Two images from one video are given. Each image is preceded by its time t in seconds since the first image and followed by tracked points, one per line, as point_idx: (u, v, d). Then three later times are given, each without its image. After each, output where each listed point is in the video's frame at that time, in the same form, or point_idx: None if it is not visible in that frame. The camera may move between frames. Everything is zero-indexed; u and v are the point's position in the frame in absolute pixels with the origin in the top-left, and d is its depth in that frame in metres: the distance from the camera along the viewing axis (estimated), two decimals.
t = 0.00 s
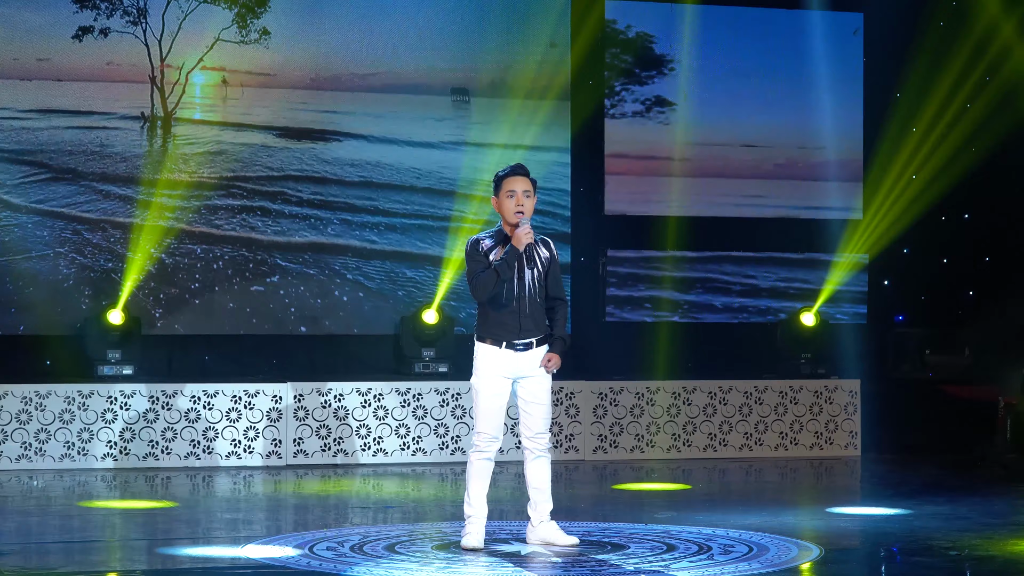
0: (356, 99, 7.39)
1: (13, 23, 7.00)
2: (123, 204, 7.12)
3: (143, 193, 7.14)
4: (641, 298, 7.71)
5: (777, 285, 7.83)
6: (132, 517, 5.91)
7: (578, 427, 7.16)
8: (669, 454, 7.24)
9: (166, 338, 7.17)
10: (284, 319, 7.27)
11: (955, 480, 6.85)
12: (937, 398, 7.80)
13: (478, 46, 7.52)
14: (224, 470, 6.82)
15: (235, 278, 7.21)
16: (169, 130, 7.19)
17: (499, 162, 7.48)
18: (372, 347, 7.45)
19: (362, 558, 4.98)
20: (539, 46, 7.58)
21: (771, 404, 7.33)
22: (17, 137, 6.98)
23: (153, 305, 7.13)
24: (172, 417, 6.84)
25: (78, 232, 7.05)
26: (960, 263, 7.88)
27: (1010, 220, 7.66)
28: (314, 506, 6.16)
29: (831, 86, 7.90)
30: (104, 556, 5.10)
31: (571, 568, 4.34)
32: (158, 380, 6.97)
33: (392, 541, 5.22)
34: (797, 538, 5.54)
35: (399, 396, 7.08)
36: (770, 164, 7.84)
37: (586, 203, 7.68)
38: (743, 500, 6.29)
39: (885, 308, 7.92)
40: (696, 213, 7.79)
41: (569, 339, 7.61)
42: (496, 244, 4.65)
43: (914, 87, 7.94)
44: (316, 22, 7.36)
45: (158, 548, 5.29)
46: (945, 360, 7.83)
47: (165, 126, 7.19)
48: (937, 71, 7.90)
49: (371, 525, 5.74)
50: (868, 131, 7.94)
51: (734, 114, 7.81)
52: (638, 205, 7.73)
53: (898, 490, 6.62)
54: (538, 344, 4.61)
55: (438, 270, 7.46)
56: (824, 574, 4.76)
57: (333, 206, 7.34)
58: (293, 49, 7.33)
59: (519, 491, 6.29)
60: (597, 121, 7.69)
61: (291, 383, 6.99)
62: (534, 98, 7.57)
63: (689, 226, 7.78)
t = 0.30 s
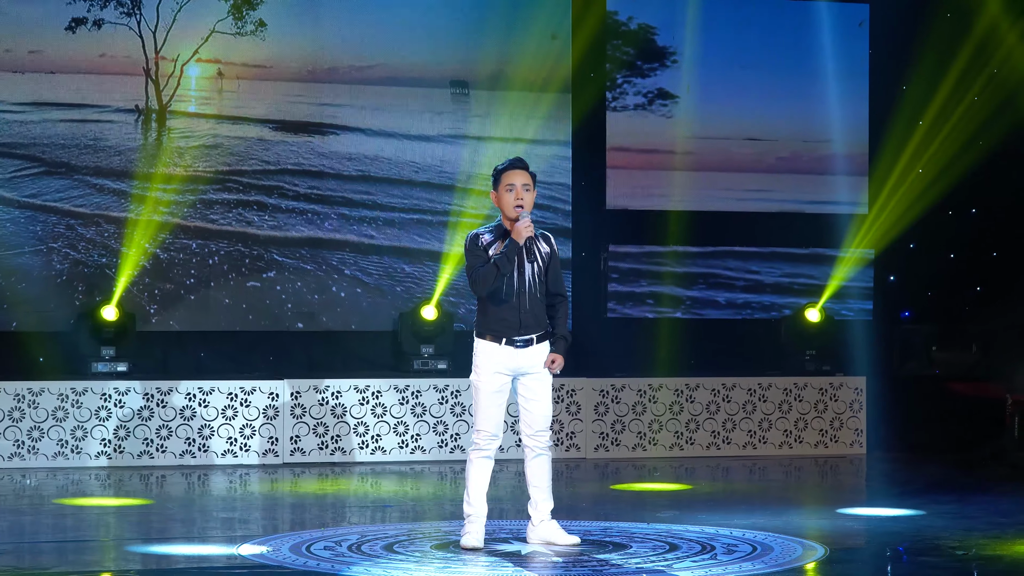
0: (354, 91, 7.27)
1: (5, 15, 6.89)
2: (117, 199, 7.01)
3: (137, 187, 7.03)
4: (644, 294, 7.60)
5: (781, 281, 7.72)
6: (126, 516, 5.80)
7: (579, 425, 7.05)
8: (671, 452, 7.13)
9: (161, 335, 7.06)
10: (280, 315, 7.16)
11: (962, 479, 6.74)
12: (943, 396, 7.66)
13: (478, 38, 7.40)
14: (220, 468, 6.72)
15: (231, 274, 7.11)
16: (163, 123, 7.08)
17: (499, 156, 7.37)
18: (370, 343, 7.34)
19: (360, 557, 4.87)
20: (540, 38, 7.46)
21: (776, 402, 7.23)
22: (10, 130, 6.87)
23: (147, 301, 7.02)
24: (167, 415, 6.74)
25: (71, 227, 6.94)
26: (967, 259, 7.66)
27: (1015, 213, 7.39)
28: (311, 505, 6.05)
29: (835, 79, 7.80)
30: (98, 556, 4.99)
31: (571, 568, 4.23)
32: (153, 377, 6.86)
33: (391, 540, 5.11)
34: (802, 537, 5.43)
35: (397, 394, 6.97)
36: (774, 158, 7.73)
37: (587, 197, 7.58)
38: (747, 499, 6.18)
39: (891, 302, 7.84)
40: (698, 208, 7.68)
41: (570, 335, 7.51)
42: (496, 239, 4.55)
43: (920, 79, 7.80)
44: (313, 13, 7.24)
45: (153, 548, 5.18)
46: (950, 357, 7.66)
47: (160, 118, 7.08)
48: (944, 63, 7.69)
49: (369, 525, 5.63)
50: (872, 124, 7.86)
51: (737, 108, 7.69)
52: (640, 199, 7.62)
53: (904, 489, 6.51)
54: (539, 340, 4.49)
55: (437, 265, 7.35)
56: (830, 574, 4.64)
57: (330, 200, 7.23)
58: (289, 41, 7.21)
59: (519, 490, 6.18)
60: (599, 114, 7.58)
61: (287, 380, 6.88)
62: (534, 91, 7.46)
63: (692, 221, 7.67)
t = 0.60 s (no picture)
0: (352, 84, 7.16)
1: None
2: (111, 192, 6.90)
3: (132, 181, 6.92)
4: (646, 290, 7.48)
5: (786, 276, 7.60)
6: (121, 515, 5.69)
7: (581, 423, 6.94)
8: (674, 451, 7.02)
9: (156, 331, 6.95)
10: (277, 311, 7.05)
11: (969, 477, 6.62)
12: (949, 394, 7.53)
13: (477, 30, 7.29)
14: (215, 467, 6.61)
15: (227, 269, 6.99)
16: (158, 116, 6.97)
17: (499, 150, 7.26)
18: (368, 339, 7.23)
19: (357, 557, 4.76)
20: (540, 30, 7.35)
21: (780, 399, 7.11)
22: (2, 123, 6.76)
23: (142, 298, 6.91)
24: (162, 413, 6.63)
25: (65, 222, 6.83)
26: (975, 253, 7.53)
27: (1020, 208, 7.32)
28: (308, 505, 5.94)
29: (841, 71, 7.67)
30: (91, 556, 4.88)
31: (573, 568, 4.12)
32: (147, 374, 6.75)
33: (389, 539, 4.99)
34: (807, 537, 5.31)
35: (396, 391, 6.86)
36: (778, 152, 7.61)
37: (588, 191, 7.48)
38: (751, 498, 6.07)
39: (897, 298, 7.73)
40: (702, 202, 7.57)
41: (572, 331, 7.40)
42: (496, 233, 4.43)
43: (927, 73, 7.72)
44: (310, 5, 7.13)
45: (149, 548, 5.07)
46: (957, 354, 7.55)
47: (154, 111, 6.97)
48: (954, 56, 7.58)
49: (368, 524, 5.52)
50: (879, 117, 7.73)
51: (740, 101, 7.57)
52: (642, 193, 7.51)
53: (910, 488, 6.40)
54: (539, 337, 4.39)
55: (436, 260, 7.23)
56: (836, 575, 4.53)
57: (327, 194, 7.12)
58: (286, 33, 7.10)
59: (520, 489, 6.06)
60: (600, 107, 7.47)
61: (284, 377, 6.77)
62: (535, 83, 7.35)
63: (695, 216, 7.56)
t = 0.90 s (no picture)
0: (349, 78, 7.05)
1: None
2: (105, 189, 6.79)
3: (126, 177, 6.81)
4: (649, 288, 7.37)
5: (790, 274, 7.49)
6: (115, 517, 5.58)
7: (582, 423, 6.83)
8: (677, 451, 6.91)
9: (150, 330, 6.84)
10: (273, 310, 6.93)
11: (976, 478, 6.51)
12: (960, 394, 7.50)
13: (476, 24, 7.18)
14: (210, 468, 6.50)
15: (223, 267, 6.88)
16: (152, 111, 6.86)
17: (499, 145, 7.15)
18: (366, 338, 7.12)
19: (355, 560, 4.65)
20: (541, 24, 7.25)
21: (784, 399, 7.01)
22: None
23: (136, 296, 6.80)
24: (156, 413, 6.52)
25: (58, 218, 6.72)
26: (983, 251, 7.51)
27: None
28: (305, 506, 5.83)
29: (847, 66, 7.56)
30: (85, 559, 4.77)
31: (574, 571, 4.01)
32: (142, 373, 6.64)
33: (387, 542, 4.88)
34: (812, 539, 5.21)
35: (394, 390, 6.75)
36: (783, 147, 7.50)
37: (590, 187, 7.38)
38: (756, 499, 5.96)
39: (905, 296, 7.61)
40: (705, 199, 7.45)
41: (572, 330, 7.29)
42: (496, 230, 4.32)
43: (934, 66, 7.58)
44: None
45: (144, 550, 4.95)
46: (966, 352, 7.53)
47: (149, 106, 6.85)
48: (959, 50, 7.50)
49: (365, 526, 5.41)
50: (886, 112, 7.62)
51: (744, 96, 7.46)
52: (645, 189, 7.40)
53: (916, 489, 6.29)
54: (539, 336, 4.28)
55: (435, 258, 7.12)
56: None
57: (325, 190, 7.01)
58: (282, 27, 6.99)
59: (521, 490, 5.96)
60: (601, 102, 7.35)
61: (280, 376, 6.66)
62: (536, 77, 7.25)
63: (698, 212, 7.45)
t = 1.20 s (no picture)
0: (346, 74, 6.94)
1: None
2: (99, 186, 6.69)
3: (120, 175, 6.71)
4: (651, 287, 7.26)
5: (795, 273, 7.37)
6: (109, 520, 5.47)
7: (583, 424, 6.72)
8: (680, 453, 6.79)
9: (145, 329, 6.73)
10: (270, 309, 6.82)
11: (984, 480, 6.40)
12: (966, 394, 7.40)
13: (476, 18, 7.08)
14: (206, 470, 6.39)
15: (219, 266, 6.77)
16: (147, 108, 6.75)
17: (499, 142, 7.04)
18: (364, 337, 7.01)
19: (353, 563, 4.53)
20: (541, 18, 7.14)
21: (789, 400, 6.90)
22: None
23: (130, 295, 6.68)
24: (151, 414, 6.41)
25: (51, 216, 6.61)
26: (989, 249, 7.44)
27: None
28: (301, 509, 5.72)
29: (854, 61, 7.44)
30: (77, 562, 4.66)
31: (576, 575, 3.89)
32: (136, 373, 6.53)
33: (386, 545, 4.76)
34: (817, 542, 5.10)
35: (392, 391, 6.64)
36: (788, 144, 7.38)
37: (592, 185, 7.27)
38: (760, 502, 5.85)
39: (912, 296, 7.48)
40: (708, 196, 7.34)
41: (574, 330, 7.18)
42: (496, 228, 4.21)
43: (941, 61, 7.48)
44: None
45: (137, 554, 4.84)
46: (972, 352, 7.44)
47: (143, 102, 6.75)
48: (962, 48, 7.45)
49: (363, 529, 5.29)
50: (894, 107, 7.48)
51: (748, 91, 7.34)
52: (647, 187, 7.29)
53: (923, 491, 6.17)
54: (540, 335, 4.17)
55: (434, 256, 7.01)
56: None
57: (322, 188, 6.90)
58: (278, 22, 6.88)
59: (521, 493, 5.84)
60: (603, 98, 7.24)
61: (277, 377, 6.55)
62: (538, 73, 7.14)
63: (701, 210, 7.33)
